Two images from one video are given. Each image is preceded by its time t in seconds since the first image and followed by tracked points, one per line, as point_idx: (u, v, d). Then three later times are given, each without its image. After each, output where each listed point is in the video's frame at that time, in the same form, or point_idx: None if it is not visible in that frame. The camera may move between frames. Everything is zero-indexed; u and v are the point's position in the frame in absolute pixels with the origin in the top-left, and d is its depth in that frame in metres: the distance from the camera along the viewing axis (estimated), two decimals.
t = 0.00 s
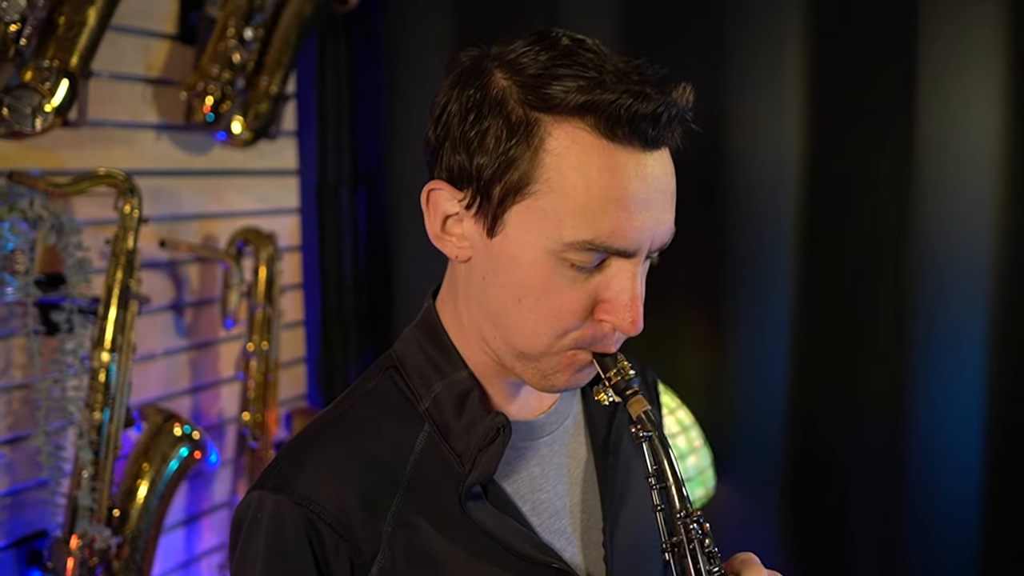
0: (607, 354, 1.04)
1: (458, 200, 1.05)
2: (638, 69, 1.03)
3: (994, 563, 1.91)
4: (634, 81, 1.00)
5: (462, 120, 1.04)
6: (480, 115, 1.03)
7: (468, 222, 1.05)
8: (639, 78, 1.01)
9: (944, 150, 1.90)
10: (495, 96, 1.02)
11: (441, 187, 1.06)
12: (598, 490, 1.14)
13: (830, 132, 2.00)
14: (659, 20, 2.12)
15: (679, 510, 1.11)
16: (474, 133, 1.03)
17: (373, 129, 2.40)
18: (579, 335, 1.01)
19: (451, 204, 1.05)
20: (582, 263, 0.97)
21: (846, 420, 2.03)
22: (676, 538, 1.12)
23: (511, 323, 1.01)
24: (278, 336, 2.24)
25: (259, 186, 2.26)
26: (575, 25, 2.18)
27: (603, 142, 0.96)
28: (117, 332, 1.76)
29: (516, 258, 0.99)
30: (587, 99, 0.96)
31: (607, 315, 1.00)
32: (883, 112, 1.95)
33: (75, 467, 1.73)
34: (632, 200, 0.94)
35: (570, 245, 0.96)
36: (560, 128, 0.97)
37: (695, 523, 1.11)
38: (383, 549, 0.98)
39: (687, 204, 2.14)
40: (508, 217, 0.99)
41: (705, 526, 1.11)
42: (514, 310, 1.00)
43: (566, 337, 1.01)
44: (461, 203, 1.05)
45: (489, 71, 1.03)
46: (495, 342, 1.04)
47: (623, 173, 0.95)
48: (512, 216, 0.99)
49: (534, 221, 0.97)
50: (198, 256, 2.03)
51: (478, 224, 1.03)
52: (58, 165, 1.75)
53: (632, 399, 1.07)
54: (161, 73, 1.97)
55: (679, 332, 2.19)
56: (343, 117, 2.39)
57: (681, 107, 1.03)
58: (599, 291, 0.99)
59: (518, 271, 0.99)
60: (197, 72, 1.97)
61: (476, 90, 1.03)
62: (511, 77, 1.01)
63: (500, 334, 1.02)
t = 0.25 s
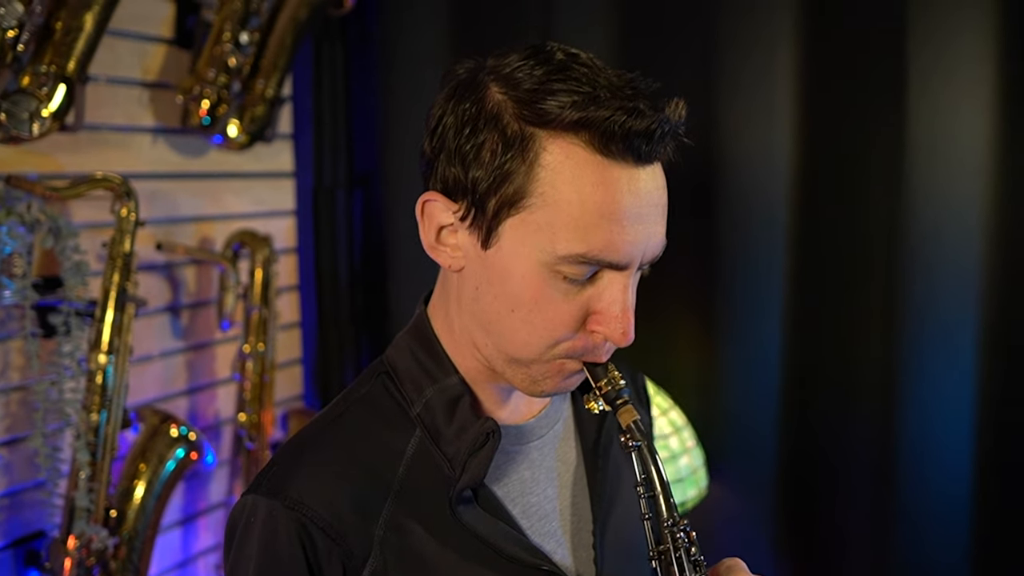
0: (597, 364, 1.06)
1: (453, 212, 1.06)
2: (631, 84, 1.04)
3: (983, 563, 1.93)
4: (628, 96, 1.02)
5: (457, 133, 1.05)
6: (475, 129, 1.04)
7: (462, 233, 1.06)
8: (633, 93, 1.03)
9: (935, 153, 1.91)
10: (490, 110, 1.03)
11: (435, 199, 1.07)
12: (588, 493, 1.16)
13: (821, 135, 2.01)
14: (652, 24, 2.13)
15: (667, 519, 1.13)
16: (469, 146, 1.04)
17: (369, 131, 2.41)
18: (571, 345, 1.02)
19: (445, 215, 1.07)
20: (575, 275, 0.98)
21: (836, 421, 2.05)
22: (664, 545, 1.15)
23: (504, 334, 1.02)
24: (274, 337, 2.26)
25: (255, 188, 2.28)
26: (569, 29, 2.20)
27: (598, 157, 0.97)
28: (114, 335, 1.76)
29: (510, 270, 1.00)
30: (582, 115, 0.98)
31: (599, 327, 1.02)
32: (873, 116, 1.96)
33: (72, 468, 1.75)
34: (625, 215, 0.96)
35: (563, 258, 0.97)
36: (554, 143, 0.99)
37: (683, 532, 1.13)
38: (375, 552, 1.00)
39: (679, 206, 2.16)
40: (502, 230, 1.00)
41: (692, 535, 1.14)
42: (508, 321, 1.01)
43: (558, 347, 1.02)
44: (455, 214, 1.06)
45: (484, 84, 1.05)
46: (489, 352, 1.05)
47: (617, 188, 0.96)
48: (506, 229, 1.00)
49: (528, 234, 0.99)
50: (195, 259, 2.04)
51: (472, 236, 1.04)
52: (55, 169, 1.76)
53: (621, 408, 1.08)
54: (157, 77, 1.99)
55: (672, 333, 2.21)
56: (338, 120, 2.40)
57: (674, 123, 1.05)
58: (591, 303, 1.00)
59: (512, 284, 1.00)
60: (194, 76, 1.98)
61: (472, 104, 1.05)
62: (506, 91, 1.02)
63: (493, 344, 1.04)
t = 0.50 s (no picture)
0: (586, 368, 1.08)
1: (446, 218, 1.08)
2: (623, 94, 1.07)
3: (973, 567, 1.93)
4: (620, 106, 1.04)
5: (451, 140, 1.07)
6: (469, 136, 1.06)
7: (454, 239, 1.08)
8: (624, 104, 1.05)
9: (925, 157, 1.92)
10: (484, 119, 1.05)
11: (428, 205, 1.09)
12: (578, 491, 1.17)
13: (812, 139, 2.01)
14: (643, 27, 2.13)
15: (653, 521, 1.15)
16: (463, 154, 1.06)
17: (363, 133, 2.43)
18: (562, 350, 1.05)
19: (439, 221, 1.09)
20: (566, 281, 1.01)
21: (827, 425, 2.03)
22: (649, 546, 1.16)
23: (496, 338, 1.04)
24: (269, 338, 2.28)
25: (250, 190, 2.30)
26: (561, 32, 2.21)
27: (590, 167, 1.00)
28: (111, 334, 1.78)
29: (502, 276, 1.02)
30: (574, 125, 1.00)
31: (589, 332, 1.04)
32: (863, 119, 1.96)
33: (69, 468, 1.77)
34: (616, 224, 0.98)
35: (555, 265, 1.00)
36: (547, 152, 1.01)
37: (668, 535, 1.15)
38: (366, 549, 1.02)
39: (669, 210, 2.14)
40: (495, 236, 1.02)
41: (677, 537, 1.15)
42: (500, 326, 1.03)
43: (548, 352, 1.05)
44: (449, 220, 1.08)
45: (479, 93, 1.07)
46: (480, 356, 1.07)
47: (608, 198, 0.99)
48: (498, 236, 1.02)
49: (520, 241, 1.01)
50: (190, 260, 2.06)
51: (465, 242, 1.06)
52: (52, 171, 1.78)
53: (609, 412, 1.12)
54: (153, 79, 2.01)
55: (663, 338, 2.18)
56: (333, 120, 2.44)
57: (665, 133, 1.07)
58: (582, 309, 1.03)
59: (504, 289, 1.02)
60: (189, 79, 1.99)
61: (466, 111, 1.07)
62: (500, 100, 1.05)
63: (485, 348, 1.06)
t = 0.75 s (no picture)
0: (572, 363, 1.10)
1: (433, 217, 1.10)
2: (605, 94, 1.09)
3: (958, 564, 1.96)
4: (602, 106, 1.06)
5: (437, 141, 1.09)
6: (454, 136, 1.08)
7: (441, 237, 1.10)
8: (606, 103, 1.07)
9: (913, 159, 1.94)
10: (469, 119, 1.07)
11: (416, 205, 1.11)
12: (563, 485, 1.20)
13: (801, 141, 2.03)
14: (634, 30, 2.15)
15: (635, 514, 1.17)
16: (448, 153, 1.08)
17: (358, 134, 2.45)
18: (547, 345, 1.07)
19: (426, 220, 1.11)
20: (550, 277, 1.03)
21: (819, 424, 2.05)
22: (631, 538, 1.18)
23: (482, 333, 1.07)
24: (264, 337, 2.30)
25: (245, 191, 2.32)
26: (553, 35, 2.22)
27: (572, 165, 1.02)
28: (107, 333, 1.81)
29: (487, 274, 1.05)
30: (556, 125, 1.02)
31: (574, 327, 1.06)
32: (852, 122, 1.98)
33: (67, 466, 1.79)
34: (598, 221, 1.00)
35: (539, 261, 1.02)
36: (530, 151, 1.03)
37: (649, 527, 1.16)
38: (354, 541, 1.05)
39: (659, 212, 2.16)
40: (480, 234, 1.05)
41: (658, 529, 1.16)
42: (486, 321, 1.06)
43: (533, 347, 1.07)
44: (435, 219, 1.10)
45: (464, 94, 1.09)
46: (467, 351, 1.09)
47: (590, 195, 1.01)
48: (484, 234, 1.04)
49: (505, 239, 1.03)
50: (186, 260, 2.08)
51: (452, 240, 1.08)
52: (50, 172, 1.81)
53: (594, 407, 1.14)
54: (150, 81, 2.03)
55: (654, 338, 2.19)
56: (328, 121, 2.45)
57: (647, 131, 1.09)
58: (566, 305, 1.05)
59: (490, 286, 1.05)
60: (185, 82, 2.03)
61: (451, 112, 1.09)
62: (484, 101, 1.07)
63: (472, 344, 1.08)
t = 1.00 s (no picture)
0: (556, 357, 1.11)
1: (416, 217, 1.12)
2: (581, 92, 1.10)
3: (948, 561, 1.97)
4: (578, 104, 1.08)
5: (418, 142, 1.11)
6: (435, 138, 1.10)
7: (425, 236, 1.12)
8: (584, 102, 1.09)
9: (903, 159, 1.95)
10: (449, 121, 1.09)
11: (398, 206, 1.13)
12: (548, 479, 1.21)
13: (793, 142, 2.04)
14: (628, 31, 2.17)
15: (616, 505, 1.17)
16: (429, 154, 1.10)
17: (355, 134, 2.48)
18: (531, 340, 1.09)
19: (409, 220, 1.13)
20: (532, 274, 1.05)
21: (810, 422, 2.06)
22: (613, 529, 1.18)
23: (466, 330, 1.08)
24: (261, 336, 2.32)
25: (243, 190, 2.34)
26: (548, 36, 2.24)
27: (550, 162, 1.03)
28: (104, 331, 1.83)
29: (470, 271, 1.06)
30: (533, 124, 1.04)
31: (557, 322, 1.07)
32: (844, 124, 2.00)
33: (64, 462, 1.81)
34: (577, 217, 1.02)
35: (520, 258, 1.04)
36: (509, 150, 1.05)
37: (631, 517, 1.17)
38: (340, 533, 1.06)
39: (653, 212, 2.17)
40: (462, 233, 1.06)
41: (639, 520, 1.17)
42: (469, 318, 1.07)
43: (517, 342, 1.08)
44: (418, 219, 1.12)
45: (443, 96, 1.11)
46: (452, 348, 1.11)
47: (569, 192, 1.03)
48: (465, 233, 1.06)
49: (486, 237, 1.05)
50: (183, 259, 2.11)
51: (435, 239, 1.10)
52: (47, 172, 1.83)
53: (577, 401, 1.15)
54: (147, 82, 2.05)
55: (648, 337, 2.21)
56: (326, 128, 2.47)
57: (624, 128, 1.11)
58: (548, 300, 1.06)
59: (472, 283, 1.06)
60: (182, 82, 2.05)
61: (432, 114, 1.11)
62: (463, 102, 1.08)
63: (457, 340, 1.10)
